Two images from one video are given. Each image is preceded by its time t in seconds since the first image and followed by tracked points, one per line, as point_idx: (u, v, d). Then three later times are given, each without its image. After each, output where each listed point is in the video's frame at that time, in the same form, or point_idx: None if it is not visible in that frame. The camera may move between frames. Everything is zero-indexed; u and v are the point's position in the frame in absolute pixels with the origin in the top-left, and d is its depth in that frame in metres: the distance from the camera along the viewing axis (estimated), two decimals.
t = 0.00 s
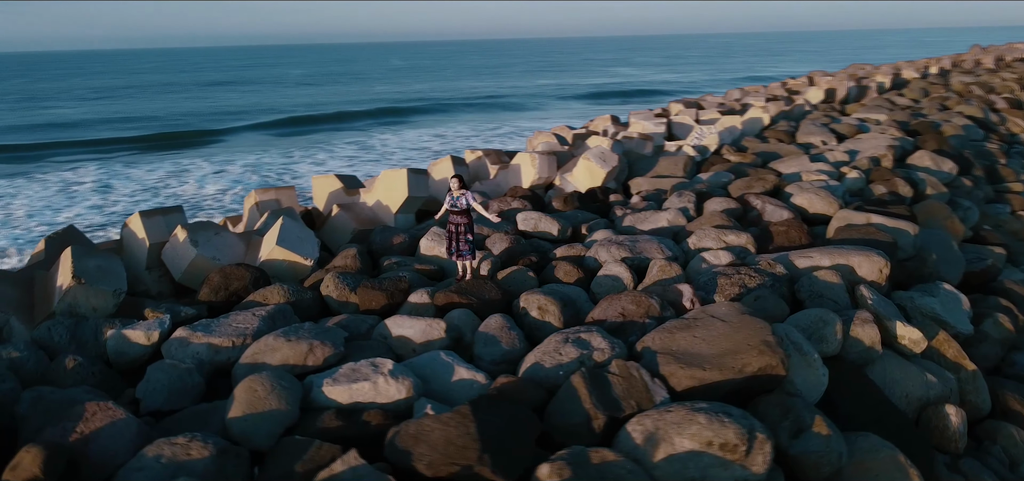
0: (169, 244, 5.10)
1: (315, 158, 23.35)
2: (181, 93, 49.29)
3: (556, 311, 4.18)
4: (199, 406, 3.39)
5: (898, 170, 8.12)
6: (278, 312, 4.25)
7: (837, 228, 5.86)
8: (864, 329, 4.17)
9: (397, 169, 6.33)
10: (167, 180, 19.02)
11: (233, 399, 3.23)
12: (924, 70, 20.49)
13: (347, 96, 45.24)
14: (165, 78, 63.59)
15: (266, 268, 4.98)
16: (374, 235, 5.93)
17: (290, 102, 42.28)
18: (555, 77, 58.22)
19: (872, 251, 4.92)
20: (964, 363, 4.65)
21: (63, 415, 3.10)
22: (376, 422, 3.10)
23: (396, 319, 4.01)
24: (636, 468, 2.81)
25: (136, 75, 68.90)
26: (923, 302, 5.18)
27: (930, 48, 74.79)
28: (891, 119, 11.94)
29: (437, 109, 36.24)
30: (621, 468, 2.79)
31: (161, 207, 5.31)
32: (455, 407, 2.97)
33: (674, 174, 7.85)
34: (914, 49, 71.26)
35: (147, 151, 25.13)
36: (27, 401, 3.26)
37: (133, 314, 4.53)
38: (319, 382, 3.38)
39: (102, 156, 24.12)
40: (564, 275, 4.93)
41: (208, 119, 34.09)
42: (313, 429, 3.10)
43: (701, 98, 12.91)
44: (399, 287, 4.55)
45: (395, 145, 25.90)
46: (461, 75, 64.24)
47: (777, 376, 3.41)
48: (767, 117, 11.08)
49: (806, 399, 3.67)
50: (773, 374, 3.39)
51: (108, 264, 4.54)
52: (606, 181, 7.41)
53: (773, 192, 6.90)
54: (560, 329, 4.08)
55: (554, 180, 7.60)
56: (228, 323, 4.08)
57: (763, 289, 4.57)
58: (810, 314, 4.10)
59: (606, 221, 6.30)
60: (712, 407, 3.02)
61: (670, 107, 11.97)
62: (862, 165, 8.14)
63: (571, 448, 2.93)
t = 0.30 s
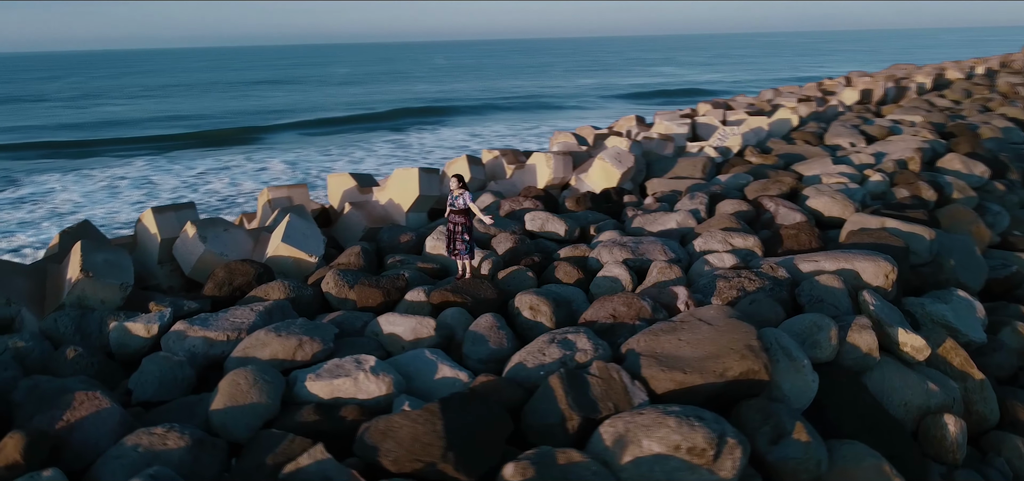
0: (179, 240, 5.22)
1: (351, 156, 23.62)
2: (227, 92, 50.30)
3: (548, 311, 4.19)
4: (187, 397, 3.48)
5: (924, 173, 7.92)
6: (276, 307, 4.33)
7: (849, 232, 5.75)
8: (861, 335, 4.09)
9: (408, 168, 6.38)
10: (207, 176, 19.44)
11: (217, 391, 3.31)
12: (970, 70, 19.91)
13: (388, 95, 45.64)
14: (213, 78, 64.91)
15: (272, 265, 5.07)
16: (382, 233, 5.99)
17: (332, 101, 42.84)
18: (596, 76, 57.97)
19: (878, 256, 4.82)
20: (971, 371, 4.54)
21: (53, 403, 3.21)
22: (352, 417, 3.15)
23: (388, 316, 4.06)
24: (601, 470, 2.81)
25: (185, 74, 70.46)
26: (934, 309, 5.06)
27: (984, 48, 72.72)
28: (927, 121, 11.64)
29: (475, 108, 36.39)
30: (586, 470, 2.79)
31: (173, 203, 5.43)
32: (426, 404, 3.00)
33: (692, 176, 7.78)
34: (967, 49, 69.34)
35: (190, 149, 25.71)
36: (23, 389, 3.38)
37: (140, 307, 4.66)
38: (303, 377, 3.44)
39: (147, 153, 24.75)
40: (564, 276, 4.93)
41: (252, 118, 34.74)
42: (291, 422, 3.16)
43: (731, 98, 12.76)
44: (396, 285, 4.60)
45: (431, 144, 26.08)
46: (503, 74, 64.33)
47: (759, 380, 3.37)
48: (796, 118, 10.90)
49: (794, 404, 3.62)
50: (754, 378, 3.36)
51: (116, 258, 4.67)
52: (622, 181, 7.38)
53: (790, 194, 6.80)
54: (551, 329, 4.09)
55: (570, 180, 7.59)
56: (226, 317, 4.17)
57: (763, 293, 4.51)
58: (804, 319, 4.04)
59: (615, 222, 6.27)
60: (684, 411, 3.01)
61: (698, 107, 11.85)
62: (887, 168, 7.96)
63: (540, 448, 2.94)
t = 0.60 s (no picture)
0: (189, 235, 5.35)
1: (388, 154, 23.85)
2: (274, 91, 51.18)
3: (539, 310, 4.20)
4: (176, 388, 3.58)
5: (953, 176, 7.71)
6: (275, 302, 4.41)
7: (862, 235, 5.63)
8: (857, 340, 4.01)
9: (420, 166, 6.43)
10: (246, 173, 19.82)
11: (203, 382, 3.39)
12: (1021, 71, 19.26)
13: (430, 94, 45.95)
14: (260, 77, 66.10)
15: (278, 260, 5.17)
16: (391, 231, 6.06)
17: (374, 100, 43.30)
18: (639, 76, 57.56)
19: (884, 260, 4.72)
20: (978, 380, 4.41)
21: (45, 390, 3.35)
22: (328, 411, 3.20)
23: (379, 312, 4.10)
24: (566, 470, 2.81)
25: (234, 73, 71.89)
26: (945, 315, 4.93)
27: None
28: (966, 122, 11.32)
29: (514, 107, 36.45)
30: (549, 469, 2.80)
31: (186, 199, 5.57)
32: (397, 400, 3.04)
33: (711, 176, 7.70)
34: None
35: (233, 146, 26.25)
36: (21, 376, 3.52)
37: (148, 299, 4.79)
38: (287, 370, 3.51)
39: (191, 150, 25.35)
40: (564, 275, 4.93)
41: (295, 116, 35.29)
42: (270, 414, 3.23)
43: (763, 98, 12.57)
44: (394, 282, 4.65)
45: (468, 143, 26.20)
46: (545, 73, 64.24)
47: (739, 384, 3.33)
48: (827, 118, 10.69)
49: (779, 409, 3.56)
50: (734, 382, 3.32)
51: (124, 251, 4.81)
52: (638, 182, 7.34)
53: (809, 196, 6.68)
54: (541, 328, 4.10)
55: (586, 179, 7.57)
56: (225, 311, 4.26)
57: (761, 296, 4.45)
58: (797, 323, 3.97)
59: (625, 222, 6.23)
60: (654, 412, 2.99)
61: (727, 107, 11.71)
62: (913, 171, 7.77)
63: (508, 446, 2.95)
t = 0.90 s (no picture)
0: (201, 230, 5.48)
1: (426, 152, 24.03)
2: (321, 90, 51.95)
3: (530, 309, 4.21)
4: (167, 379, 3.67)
5: (982, 180, 7.48)
6: (274, 297, 4.50)
7: (875, 239, 5.51)
8: (851, 346, 3.93)
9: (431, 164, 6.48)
10: (286, 169, 20.17)
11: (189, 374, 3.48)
12: None
13: (473, 94, 46.13)
14: (308, 75, 67.15)
15: (284, 256, 5.26)
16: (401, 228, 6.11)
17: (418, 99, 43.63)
18: (684, 76, 56.96)
19: (889, 264, 4.61)
20: (984, 390, 4.29)
21: (40, 377, 3.48)
22: (305, 404, 3.26)
23: (371, 308, 4.15)
24: (528, 469, 2.82)
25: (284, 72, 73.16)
26: (954, 323, 4.80)
27: None
28: (1008, 124, 10.94)
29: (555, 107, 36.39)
30: (511, 467, 2.81)
31: (199, 195, 5.71)
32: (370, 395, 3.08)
33: (730, 178, 7.60)
34: None
35: (275, 144, 26.74)
36: (20, 363, 3.67)
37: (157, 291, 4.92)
38: (272, 364, 3.58)
39: (236, 148, 25.90)
40: (563, 275, 4.92)
41: (338, 114, 35.79)
42: (250, 405, 3.30)
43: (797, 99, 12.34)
44: (391, 279, 4.71)
45: (505, 142, 26.25)
46: (590, 73, 63.96)
47: (717, 388, 3.30)
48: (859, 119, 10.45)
49: (764, 414, 3.51)
50: (712, 385, 3.29)
51: (134, 245, 4.95)
52: (654, 182, 7.29)
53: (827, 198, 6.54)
54: (530, 328, 4.10)
55: (602, 180, 7.55)
56: (224, 304, 4.35)
57: (758, 299, 4.38)
58: (788, 327, 3.91)
59: (635, 223, 6.19)
60: (622, 414, 2.98)
61: (758, 108, 11.53)
62: (940, 174, 7.56)
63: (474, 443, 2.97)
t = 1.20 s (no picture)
0: (213, 224, 5.62)
1: (464, 151, 24.14)
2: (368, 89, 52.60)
3: (521, 307, 4.21)
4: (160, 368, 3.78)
5: (1014, 185, 7.23)
6: (275, 290, 4.59)
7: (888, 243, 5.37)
8: (844, 352, 3.85)
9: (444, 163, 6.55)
10: (326, 166, 20.49)
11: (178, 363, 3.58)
12: None
13: (517, 93, 46.18)
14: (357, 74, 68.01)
15: (292, 252, 5.36)
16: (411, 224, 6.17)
17: (462, 98, 43.84)
18: (731, 76, 56.15)
19: (894, 269, 4.51)
20: (988, 400, 4.16)
21: (38, 363, 3.62)
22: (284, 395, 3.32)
23: (364, 303, 4.20)
24: (491, 466, 2.83)
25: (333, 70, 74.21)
26: (963, 330, 4.67)
27: None
28: None
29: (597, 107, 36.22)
30: (474, 463, 2.83)
31: (213, 190, 5.85)
32: (343, 388, 3.12)
33: (750, 178, 7.49)
34: None
35: (319, 142, 27.18)
36: (24, 350, 3.81)
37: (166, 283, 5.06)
38: (260, 355, 3.65)
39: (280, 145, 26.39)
40: (562, 274, 4.92)
41: (382, 113, 36.20)
42: (232, 394, 3.37)
43: (833, 99, 12.07)
44: (388, 275, 4.77)
45: (544, 142, 26.22)
46: (637, 73, 63.48)
47: (693, 389, 3.28)
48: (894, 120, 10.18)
49: (745, 418, 3.47)
50: (687, 387, 3.27)
51: (146, 237, 5.09)
52: (671, 183, 7.23)
53: (846, 201, 6.40)
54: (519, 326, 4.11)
55: (619, 179, 7.51)
56: (225, 296, 4.45)
57: (755, 301, 4.32)
58: (779, 331, 3.85)
59: (645, 223, 6.15)
60: (590, 414, 2.98)
61: (791, 108, 11.33)
62: (970, 177, 7.33)
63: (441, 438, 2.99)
